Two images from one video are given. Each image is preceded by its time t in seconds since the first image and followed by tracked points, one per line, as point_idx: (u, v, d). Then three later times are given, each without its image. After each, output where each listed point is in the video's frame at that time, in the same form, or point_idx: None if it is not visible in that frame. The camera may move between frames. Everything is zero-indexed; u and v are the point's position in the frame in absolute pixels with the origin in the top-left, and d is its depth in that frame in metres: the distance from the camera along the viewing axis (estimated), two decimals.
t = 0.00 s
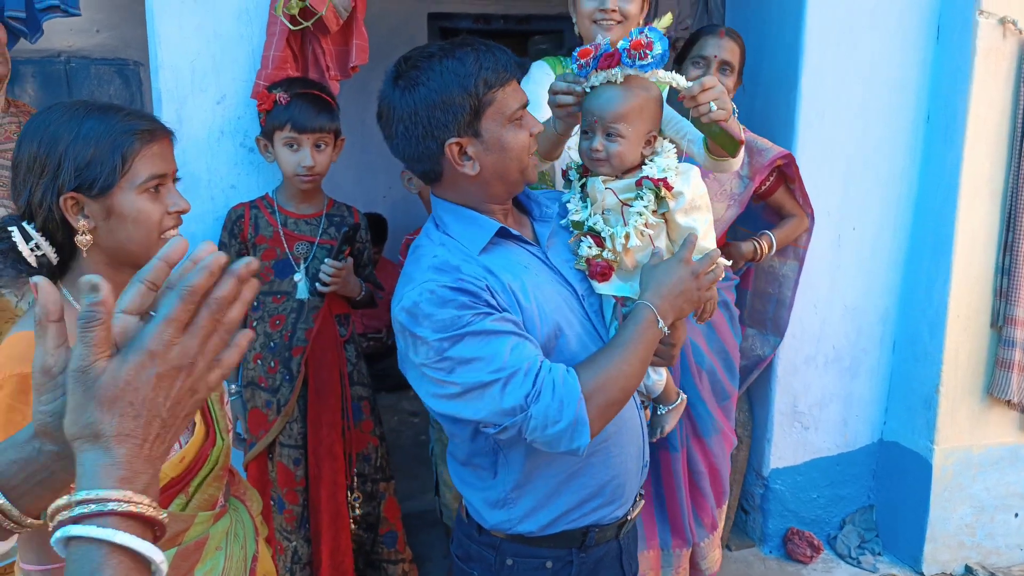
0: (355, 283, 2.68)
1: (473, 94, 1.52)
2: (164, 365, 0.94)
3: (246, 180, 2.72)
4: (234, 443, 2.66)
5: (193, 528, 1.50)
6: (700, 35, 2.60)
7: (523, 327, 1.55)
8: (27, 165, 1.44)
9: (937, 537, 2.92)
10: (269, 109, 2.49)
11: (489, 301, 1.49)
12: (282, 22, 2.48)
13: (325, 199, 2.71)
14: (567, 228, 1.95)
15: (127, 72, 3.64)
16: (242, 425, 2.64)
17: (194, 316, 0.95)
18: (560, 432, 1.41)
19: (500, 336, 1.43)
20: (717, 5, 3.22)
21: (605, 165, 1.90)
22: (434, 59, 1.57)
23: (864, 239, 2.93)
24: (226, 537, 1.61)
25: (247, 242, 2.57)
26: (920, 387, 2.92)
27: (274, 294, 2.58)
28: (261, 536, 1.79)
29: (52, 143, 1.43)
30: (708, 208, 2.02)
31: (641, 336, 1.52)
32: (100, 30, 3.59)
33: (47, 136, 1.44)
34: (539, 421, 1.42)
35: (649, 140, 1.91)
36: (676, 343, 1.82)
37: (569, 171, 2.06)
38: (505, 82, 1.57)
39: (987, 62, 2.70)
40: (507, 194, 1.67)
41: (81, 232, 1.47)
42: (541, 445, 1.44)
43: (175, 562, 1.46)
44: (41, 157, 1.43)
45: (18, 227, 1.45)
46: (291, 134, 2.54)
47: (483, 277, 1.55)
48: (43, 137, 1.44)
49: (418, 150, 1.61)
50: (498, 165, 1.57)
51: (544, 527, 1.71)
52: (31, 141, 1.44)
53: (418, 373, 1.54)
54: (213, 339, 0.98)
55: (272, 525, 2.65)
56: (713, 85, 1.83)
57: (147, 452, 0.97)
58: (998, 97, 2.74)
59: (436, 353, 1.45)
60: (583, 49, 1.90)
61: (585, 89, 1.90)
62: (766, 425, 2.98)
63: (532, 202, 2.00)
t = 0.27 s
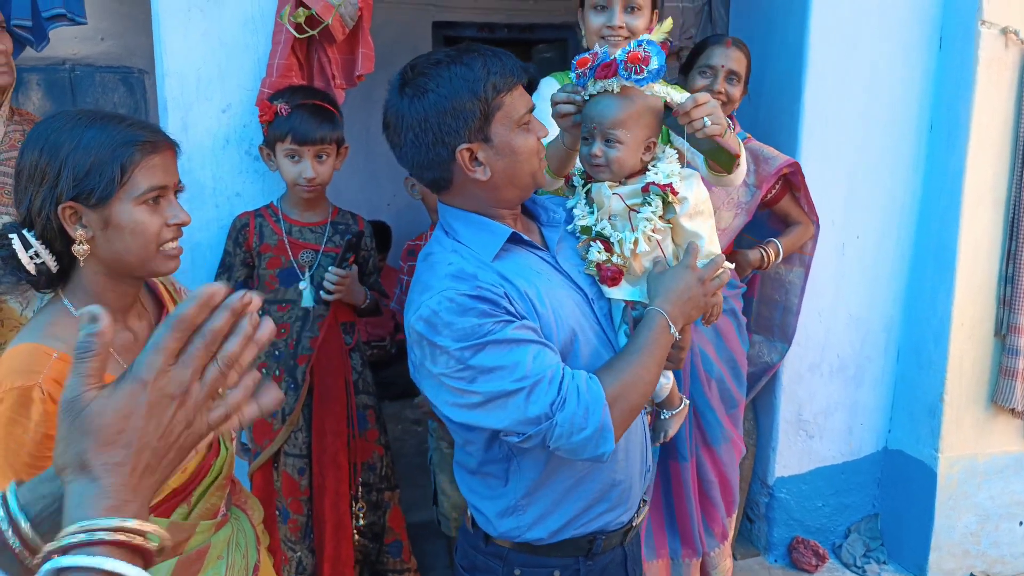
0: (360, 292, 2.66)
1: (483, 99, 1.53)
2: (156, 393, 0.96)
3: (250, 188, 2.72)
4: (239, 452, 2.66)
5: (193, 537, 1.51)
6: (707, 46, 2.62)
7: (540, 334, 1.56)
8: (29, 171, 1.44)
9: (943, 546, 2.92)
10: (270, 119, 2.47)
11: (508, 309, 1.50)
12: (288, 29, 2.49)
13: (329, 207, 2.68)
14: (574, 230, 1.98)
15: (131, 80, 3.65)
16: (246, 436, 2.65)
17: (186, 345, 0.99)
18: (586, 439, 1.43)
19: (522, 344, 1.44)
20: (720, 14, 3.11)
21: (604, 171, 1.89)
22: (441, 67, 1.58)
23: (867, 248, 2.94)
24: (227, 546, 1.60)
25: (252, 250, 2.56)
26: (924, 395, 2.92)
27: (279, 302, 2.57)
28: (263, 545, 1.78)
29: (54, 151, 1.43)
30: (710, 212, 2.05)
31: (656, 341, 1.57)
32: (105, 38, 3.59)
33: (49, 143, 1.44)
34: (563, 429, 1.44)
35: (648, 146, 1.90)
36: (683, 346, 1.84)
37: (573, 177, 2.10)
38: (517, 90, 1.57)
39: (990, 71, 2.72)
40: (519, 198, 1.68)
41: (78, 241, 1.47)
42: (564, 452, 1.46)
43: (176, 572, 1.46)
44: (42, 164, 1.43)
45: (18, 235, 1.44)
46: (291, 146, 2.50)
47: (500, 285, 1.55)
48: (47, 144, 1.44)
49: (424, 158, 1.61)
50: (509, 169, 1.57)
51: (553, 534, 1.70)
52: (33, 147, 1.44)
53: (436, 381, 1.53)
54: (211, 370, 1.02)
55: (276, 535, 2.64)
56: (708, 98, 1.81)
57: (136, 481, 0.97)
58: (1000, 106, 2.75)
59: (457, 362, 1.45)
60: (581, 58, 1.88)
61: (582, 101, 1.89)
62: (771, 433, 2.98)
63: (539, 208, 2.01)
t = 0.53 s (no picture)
0: (365, 297, 2.67)
1: (495, 102, 1.52)
2: (220, 418, 0.90)
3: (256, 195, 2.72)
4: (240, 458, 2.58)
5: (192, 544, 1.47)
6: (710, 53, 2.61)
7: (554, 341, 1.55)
8: (38, 175, 1.44)
9: (949, 553, 2.90)
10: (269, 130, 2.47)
11: (522, 316, 1.49)
12: (294, 34, 2.49)
13: (333, 213, 2.69)
14: (579, 236, 1.93)
15: (134, 87, 3.65)
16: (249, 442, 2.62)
17: (264, 368, 0.91)
18: (604, 445, 1.43)
19: (539, 351, 1.44)
20: (723, 20, 3.10)
21: (605, 174, 1.86)
22: (454, 69, 1.56)
23: (873, 254, 2.92)
24: (222, 550, 1.61)
25: (256, 257, 2.56)
26: (930, 401, 2.91)
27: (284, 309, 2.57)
28: (257, 548, 1.77)
29: (62, 153, 1.43)
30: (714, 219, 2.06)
31: (667, 345, 1.59)
32: (108, 45, 3.60)
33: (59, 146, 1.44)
34: (582, 435, 1.43)
35: (649, 150, 1.88)
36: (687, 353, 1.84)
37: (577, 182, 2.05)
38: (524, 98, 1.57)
39: (996, 75, 2.70)
40: (526, 204, 1.67)
41: (85, 246, 1.46)
42: (581, 458, 1.45)
43: None
44: (50, 167, 1.42)
45: (26, 238, 1.44)
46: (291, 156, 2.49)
47: (513, 291, 1.54)
48: (57, 147, 1.43)
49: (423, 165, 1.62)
50: (519, 174, 1.57)
51: (564, 540, 1.70)
52: (43, 151, 1.44)
53: (450, 389, 1.51)
54: (281, 394, 0.93)
55: (282, 542, 2.63)
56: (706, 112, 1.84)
57: (182, 502, 0.94)
58: (1007, 110, 2.74)
59: (473, 370, 1.44)
60: (582, 69, 1.93)
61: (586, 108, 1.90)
62: (776, 440, 2.97)
63: (546, 213, 1.95)
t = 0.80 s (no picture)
0: (369, 300, 2.66)
1: (508, 103, 1.52)
2: (212, 431, 0.92)
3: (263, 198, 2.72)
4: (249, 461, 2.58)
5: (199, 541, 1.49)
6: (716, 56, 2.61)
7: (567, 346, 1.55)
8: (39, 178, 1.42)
9: (956, 557, 2.89)
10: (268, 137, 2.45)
11: (537, 321, 1.49)
12: (300, 38, 2.50)
13: (338, 216, 2.68)
14: (589, 237, 1.94)
15: (139, 91, 3.66)
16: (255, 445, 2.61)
17: (247, 382, 0.94)
18: (620, 451, 1.43)
19: (555, 357, 1.44)
20: (729, 24, 3.10)
21: (615, 176, 1.87)
22: (466, 70, 1.57)
23: (880, 258, 2.92)
24: (228, 550, 1.60)
25: (262, 261, 2.56)
26: (936, 405, 2.90)
27: (290, 312, 2.58)
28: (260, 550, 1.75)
29: (63, 156, 1.41)
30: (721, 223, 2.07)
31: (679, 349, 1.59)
32: (114, 49, 3.60)
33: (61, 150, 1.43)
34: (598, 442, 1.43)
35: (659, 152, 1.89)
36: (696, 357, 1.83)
37: (586, 184, 2.05)
38: (534, 101, 1.56)
39: (1003, 78, 2.70)
40: (536, 207, 1.66)
41: (89, 245, 1.45)
42: (596, 464, 1.45)
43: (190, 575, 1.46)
44: (52, 169, 1.41)
45: (27, 238, 1.42)
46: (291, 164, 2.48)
47: (527, 297, 1.53)
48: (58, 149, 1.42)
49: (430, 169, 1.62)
50: (530, 176, 1.56)
51: (575, 544, 1.70)
52: (43, 153, 1.43)
53: (464, 394, 1.50)
54: (267, 405, 0.97)
55: (288, 546, 2.61)
56: (707, 125, 1.85)
57: (184, 521, 0.94)
58: (1014, 113, 2.73)
59: (489, 375, 1.43)
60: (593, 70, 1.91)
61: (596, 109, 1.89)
62: (782, 443, 2.96)
63: (554, 216, 1.94)
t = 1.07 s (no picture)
0: (371, 303, 2.63)
1: (516, 104, 1.51)
2: (179, 460, 1.01)
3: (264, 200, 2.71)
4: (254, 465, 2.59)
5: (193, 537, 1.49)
6: (718, 55, 2.60)
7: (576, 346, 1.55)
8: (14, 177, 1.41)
9: (960, 556, 2.90)
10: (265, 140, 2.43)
11: (546, 322, 1.48)
12: (300, 41, 2.49)
13: (339, 218, 2.65)
14: (592, 236, 1.92)
15: (140, 95, 3.65)
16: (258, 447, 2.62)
17: (209, 412, 1.04)
18: (630, 450, 1.44)
19: (565, 357, 1.44)
20: (731, 23, 3.09)
21: (619, 176, 1.87)
22: (474, 70, 1.56)
23: (883, 256, 2.92)
24: (218, 548, 1.64)
25: (263, 265, 2.55)
26: (940, 404, 2.90)
27: (292, 316, 2.55)
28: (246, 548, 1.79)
29: (42, 153, 1.40)
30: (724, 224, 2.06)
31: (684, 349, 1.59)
32: (114, 52, 3.59)
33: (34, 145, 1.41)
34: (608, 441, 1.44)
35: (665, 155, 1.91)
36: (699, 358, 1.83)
37: (590, 184, 2.03)
38: (541, 103, 1.55)
39: (1006, 77, 2.69)
40: (543, 207, 1.66)
41: (73, 240, 1.45)
42: (606, 463, 1.46)
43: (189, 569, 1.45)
44: (33, 167, 1.40)
45: (8, 237, 1.40)
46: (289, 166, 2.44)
47: (535, 297, 1.52)
48: (34, 145, 1.41)
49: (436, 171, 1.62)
50: (538, 176, 1.56)
51: (583, 542, 1.70)
52: (19, 152, 1.41)
53: (473, 395, 1.50)
54: (229, 433, 1.08)
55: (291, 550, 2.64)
56: (709, 129, 1.92)
57: (155, 550, 1.03)
58: (1016, 110, 2.73)
59: (499, 376, 1.43)
60: (601, 69, 1.91)
61: (602, 109, 1.87)
62: (786, 443, 2.96)
63: (559, 217, 1.93)
